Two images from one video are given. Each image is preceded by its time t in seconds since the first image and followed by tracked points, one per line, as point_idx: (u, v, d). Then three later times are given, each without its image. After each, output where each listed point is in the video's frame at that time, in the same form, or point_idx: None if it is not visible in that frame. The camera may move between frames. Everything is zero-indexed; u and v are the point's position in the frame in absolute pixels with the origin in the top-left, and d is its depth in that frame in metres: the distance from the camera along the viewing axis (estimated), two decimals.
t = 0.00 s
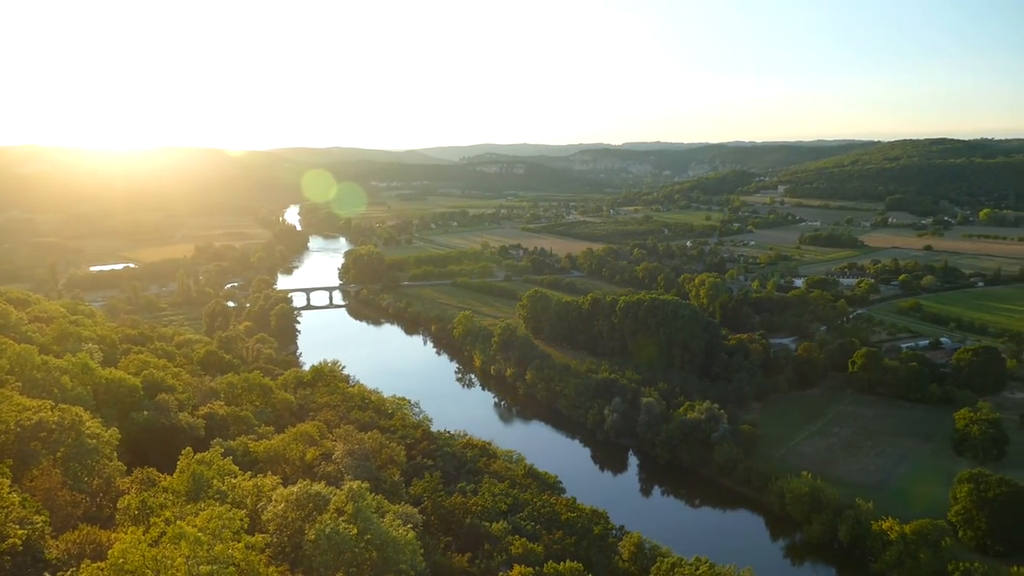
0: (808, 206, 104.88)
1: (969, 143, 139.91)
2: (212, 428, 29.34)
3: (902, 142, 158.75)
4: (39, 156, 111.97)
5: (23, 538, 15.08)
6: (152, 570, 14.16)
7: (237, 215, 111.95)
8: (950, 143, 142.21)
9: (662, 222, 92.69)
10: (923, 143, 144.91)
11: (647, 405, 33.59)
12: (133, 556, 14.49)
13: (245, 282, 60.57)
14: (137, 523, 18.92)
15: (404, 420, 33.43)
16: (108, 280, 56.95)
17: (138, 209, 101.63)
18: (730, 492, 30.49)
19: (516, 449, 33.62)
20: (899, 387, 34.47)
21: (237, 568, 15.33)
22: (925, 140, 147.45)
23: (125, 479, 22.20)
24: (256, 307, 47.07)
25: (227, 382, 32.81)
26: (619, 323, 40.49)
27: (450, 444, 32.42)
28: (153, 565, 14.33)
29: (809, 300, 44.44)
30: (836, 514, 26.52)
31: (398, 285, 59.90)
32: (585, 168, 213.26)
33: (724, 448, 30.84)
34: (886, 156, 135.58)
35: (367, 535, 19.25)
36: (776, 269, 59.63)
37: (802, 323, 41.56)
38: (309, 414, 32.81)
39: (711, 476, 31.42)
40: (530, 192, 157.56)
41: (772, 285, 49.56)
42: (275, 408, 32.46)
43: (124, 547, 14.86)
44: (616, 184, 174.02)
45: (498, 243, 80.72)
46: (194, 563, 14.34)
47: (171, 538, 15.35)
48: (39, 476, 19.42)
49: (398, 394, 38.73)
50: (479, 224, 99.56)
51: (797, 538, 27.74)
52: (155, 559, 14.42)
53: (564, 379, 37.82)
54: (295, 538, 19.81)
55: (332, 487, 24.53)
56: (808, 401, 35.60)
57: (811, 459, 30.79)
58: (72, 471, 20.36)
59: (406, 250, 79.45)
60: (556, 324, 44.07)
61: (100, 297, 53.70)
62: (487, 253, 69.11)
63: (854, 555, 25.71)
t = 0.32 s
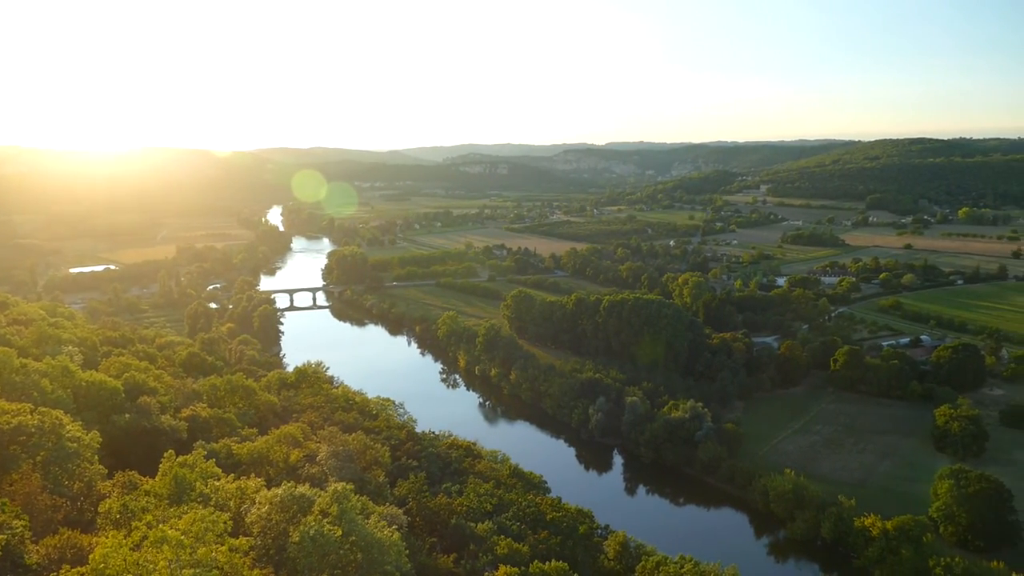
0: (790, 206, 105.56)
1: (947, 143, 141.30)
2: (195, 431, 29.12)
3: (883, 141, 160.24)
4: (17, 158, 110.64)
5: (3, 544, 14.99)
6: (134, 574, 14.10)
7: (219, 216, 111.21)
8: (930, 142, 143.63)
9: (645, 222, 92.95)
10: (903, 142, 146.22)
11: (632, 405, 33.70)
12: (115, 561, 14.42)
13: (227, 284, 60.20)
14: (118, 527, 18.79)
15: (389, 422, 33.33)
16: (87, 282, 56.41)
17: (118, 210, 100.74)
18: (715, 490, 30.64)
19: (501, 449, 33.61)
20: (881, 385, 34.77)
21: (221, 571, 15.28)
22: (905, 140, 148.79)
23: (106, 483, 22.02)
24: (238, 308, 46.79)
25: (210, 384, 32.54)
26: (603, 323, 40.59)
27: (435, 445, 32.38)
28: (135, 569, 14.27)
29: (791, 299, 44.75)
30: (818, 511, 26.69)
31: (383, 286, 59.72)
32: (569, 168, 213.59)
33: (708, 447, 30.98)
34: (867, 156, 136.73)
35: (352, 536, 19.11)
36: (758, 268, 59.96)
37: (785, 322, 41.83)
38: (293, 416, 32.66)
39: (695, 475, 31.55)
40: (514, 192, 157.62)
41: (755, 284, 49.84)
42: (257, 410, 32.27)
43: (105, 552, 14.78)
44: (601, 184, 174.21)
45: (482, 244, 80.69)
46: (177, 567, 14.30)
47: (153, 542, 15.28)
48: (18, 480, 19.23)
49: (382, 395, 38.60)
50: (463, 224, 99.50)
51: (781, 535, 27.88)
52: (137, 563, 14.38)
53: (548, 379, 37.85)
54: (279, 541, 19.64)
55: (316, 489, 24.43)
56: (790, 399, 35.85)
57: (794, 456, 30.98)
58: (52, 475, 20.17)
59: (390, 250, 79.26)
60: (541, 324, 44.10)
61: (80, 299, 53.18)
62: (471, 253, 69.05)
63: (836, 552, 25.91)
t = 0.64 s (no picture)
0: (773, 207, 106.34)
1: (928, 144, 142.85)
2: (177, 433, 28.89)
3: (865, 142, 161.82)
4: None
5: None
6: None
7: (203, 217, 110.51)
8: (911, 144, 145.14)
9: (630, 222, 93.32)
10: (884, 144, 147.84)
11: (616, 405, 33.77)
12: (95, 564, 14.31)
13: (209, 284, 59.82)
14: (99, 529, 18.65)
15: (373, 422, 33.22)
16: (68, 282, 55.86)
17: (100, 209, 99.89)
18: (698, 490, 30.78)
19: (485, 449, 33.60)
20: (863, 384, 35.08)
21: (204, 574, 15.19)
22: (886, 140, 150.34)
23: (87, 485, 21.80)
24: (221, 309, 46.50)
25: (192, 386, 32.28)
26: (588, 323, 40.66)
27: (420, 446, 32.31)
28: (115, 572, 14.17)
29: (774, 299, 45.04)
30: (801, 510, 26.83)
31: (367, 286, 59.54)
32: (554, 168, 214.04)
33: (691, 446, 31.09)
34: (849, 157, 138.07)
35: (336, 538, 18.89)
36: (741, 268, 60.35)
37: (768, 322, 42.08)
38: (277, 417, 32.50)
39: (679, 474, 31.68)
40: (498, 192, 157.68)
41: (739, 285, 50.12)
42: (240, 411, 32.10)
43: (85, 555, 14.69)
44: (586, 185, 174.76)
45: (466, 244, 80.73)
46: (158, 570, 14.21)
47: (135, 545, 15.22)
48: None
49: (366, 396, 38.49)
50: (447, 224, 99.46)
51: (763, 534, 28.02)
52: (118, 566, 14.30)
53: (533, 379, 37.86)
54: (262, 543, 19.44)
55: (299, 490, 24.31)
56: (773, 399, 36.08)
57: (777, 456, 31.17)
58: (31, 477, 19.94)
59: (374, 250, 79.05)
60: (526, 325, 44.10)
61: (60, 300, 52.67)
62: (456, 254, 69.03)
63: (818, 550, 26.06)
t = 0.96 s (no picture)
0: (754, 207, 107.07)
1: (907, 145, 144.57)
2: (158, 435, 28.61)
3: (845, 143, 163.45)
4: None
5: None
6: None
7: (184, 217, 109.53)
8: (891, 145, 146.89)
9: (613, 222, 93.67)
10: (864, 144, 149.32)
11: (599, 405, 33.83)
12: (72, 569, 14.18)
13: (190, 285, 59.36)
14: (77, 533, 18.50)
15: (356, 423, 33.08)
16: (46, 283, 55.20)
17: (79, 209, 98.65)
18: (681, 488, 30.92)
19: (469, 450, 33.55)
20: (843, 383, 35.36)
21: None
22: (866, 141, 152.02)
23: (65, 488, 21.59)
24: (202, 310, 46.16)
25: (173, 387, 31.99)
26: (571, 323, 40.70)
27: (403, 446, 32.21)
28: None
29: (756, 299, 45.36)
30: (783, 509, 26.99)
31: (350, 286, 59.28)
32: (538, 168, 214.41)
33: (674, 445, 31.21)
34: (829, 157, 139.49)
35: (318, 539, 18.69)
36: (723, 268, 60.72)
37: (750, 321, 42.33)
38: (259, 419, 32.29)
39: (661, 474, 31.79)
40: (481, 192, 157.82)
41: (721, 285, 50.43)
42: (222, 413, 31.86)
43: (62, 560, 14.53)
44: (570, 185, 175.14)
45: (449, 244, 80.68)
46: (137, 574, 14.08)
47: (113, 548, 15.11)
48: None
49: (348, 397, 38.33)
50: (431, 224, 99.35)
51: (746, 532, 28.19)
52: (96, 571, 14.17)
53: (517, 379, 37.84)
54: (245, 546, 19.19)
55: (281, 492, 24.16)
56: (755, 398, 36.30)
57: (759, 454, 31.35)
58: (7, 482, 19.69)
59: (357, 251, 78.77)
60: (509, 325, 44.09)
61: (38, 300, 52.03)
62: (439, 254, 68.95)
63: (799, 548, 26.24)
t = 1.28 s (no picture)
0: (732, 207, 107.92)
1: (883, 146, 146.46)
2: (134, 438, 28.24)
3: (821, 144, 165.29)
4: None
5: None
6: None
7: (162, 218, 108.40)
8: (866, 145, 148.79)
9: (592, 222, 94.01)
10: (840, 145, 151.04)
11: (579, 405, 33.91)
12: None
13: (167, 286, 58.72)
14: (50, 540, 18.31)
15: (335, 425, 32.90)
16: (19, 285, 54.35)
17: (53, 209, 97.29)
18: (661, 487, 31.08)
19: (449, 451, 33.48)
20: (820, 381, 35.73)
21: None
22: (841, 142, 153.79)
23: (38, 493, 21.32)
24: (179, 312, 45.72)
25: (149, 390, 31.64)
26: (551, 323, 40.74)
27: (383, 448, 32.10)
28: None
29: (734, 299, 45.73)
30: (761, 506, 27.20)
31: (330, 287, 58.94)
32: (518, 168, 214.60)
33: (654, 444, 31.35)
34: (805, 158, 141.07)
35: (297, 542, 18.46)
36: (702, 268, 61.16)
37: (729, 321, 42.64)
38: (237, 421, 32.03)
39: (641, 472, 31.94)
40: (460, 193, 157.52)
41: (700, 284, 50.77)
42: (199, 415, 31.56)
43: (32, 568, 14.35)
44: (550, 185, 175.47)
45: (428, 245, 80.57)
46: None
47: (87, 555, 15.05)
48: None
49: (327, 398, 38.12)
50: (410, 224, 99.10)
51: (725, 530, 28.41)
52: None
53: (497, 379, 37.82)
54: (223, 549, 18.83)
55: (259, 495, 24.00)
56: (734, 397, 36.58)
57: (738, 452, 31.60)
58: None
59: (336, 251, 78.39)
60: (489, 325, 44.10)
61: (10, 303, 51.20)
62: (418, 254, 68.79)
63: (778, 544, 26.44)
